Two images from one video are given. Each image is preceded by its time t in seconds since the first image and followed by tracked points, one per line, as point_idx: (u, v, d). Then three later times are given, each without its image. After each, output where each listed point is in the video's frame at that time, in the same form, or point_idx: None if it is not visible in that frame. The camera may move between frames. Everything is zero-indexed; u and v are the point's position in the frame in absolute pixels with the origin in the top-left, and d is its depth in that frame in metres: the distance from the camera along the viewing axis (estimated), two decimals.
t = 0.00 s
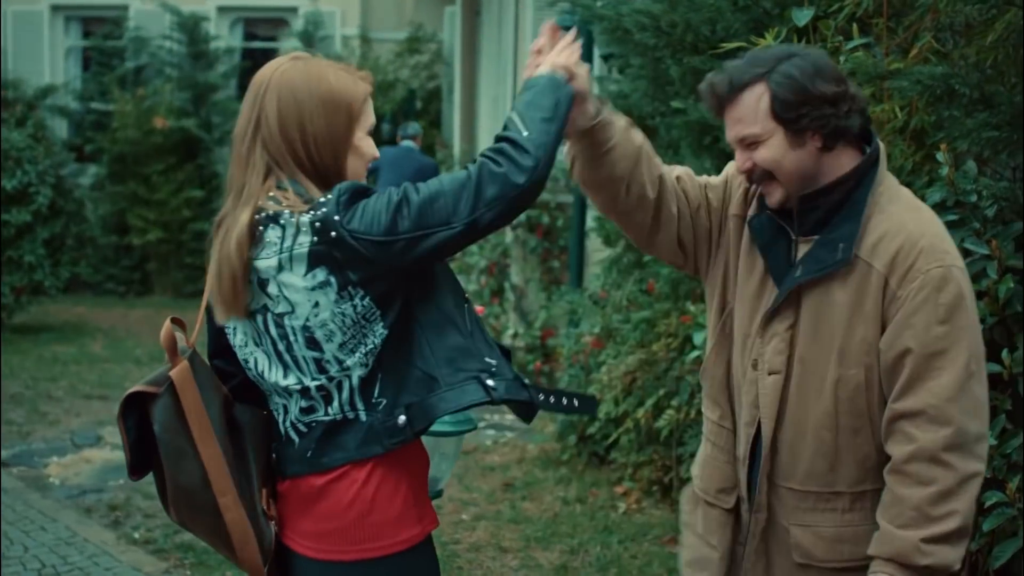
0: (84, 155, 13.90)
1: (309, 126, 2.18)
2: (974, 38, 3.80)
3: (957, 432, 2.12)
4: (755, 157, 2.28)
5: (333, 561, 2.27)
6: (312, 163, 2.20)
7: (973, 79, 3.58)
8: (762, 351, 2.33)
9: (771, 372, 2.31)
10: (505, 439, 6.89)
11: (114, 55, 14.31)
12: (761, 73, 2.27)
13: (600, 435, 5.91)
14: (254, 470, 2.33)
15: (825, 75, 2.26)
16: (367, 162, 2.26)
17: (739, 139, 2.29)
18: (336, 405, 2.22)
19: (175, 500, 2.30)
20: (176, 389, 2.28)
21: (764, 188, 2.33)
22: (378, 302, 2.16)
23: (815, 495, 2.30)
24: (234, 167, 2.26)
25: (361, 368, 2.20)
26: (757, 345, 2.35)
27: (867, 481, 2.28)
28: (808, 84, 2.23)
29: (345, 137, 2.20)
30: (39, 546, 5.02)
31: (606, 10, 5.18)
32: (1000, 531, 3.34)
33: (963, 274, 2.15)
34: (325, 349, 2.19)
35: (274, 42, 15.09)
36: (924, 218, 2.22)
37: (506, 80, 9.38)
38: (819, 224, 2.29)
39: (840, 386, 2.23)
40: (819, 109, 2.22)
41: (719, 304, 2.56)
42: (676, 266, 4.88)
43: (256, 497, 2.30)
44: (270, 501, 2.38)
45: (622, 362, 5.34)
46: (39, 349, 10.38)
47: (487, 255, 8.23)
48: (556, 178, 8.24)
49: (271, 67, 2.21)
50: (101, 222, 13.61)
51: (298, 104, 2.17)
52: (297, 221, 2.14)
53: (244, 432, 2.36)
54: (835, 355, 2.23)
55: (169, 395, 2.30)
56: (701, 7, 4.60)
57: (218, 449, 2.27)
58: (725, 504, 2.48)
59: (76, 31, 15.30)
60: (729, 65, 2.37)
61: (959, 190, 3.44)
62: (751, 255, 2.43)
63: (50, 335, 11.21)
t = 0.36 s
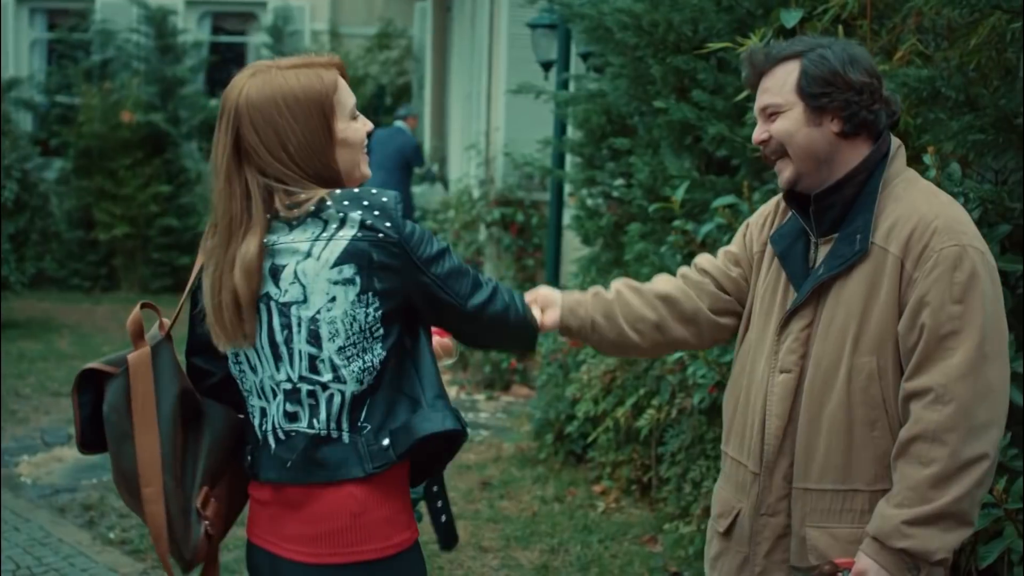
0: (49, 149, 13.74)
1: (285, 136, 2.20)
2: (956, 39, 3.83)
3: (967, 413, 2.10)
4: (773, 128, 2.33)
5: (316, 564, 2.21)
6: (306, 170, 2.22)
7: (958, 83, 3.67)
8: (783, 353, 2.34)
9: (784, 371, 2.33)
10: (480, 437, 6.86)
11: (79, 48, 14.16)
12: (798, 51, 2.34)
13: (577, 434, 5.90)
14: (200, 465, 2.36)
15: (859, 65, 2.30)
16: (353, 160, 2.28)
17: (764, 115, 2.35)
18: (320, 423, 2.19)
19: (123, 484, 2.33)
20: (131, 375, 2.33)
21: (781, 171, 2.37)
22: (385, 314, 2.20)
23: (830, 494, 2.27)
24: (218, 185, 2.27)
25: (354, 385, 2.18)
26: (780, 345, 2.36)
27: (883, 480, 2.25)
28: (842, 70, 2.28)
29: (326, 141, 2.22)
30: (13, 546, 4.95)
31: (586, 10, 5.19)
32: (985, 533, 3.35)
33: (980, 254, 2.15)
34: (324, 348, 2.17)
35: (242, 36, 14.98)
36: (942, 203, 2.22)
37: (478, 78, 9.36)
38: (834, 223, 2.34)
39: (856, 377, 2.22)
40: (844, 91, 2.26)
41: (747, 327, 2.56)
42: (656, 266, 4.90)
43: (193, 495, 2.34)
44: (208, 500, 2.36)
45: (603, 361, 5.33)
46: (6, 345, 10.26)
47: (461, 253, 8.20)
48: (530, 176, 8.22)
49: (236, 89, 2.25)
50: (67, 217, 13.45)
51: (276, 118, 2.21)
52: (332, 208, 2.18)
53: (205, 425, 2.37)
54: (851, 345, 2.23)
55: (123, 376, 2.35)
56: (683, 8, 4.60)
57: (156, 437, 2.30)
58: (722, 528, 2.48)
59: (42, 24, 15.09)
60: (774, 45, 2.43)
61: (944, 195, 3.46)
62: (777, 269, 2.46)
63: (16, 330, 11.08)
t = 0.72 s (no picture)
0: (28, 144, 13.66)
1: (330, 131, 2.23)
2: (943, 42, 3.84)
3: (932, 398, 2.07)
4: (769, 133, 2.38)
5: (296, 559, 2.17)
6: (343, 169, 2.25)
7: (946, 84, 3.66)
8: (770, 350, 2.38)
9: (763, 363, 2.39)
10: (464, 436, 6.85)
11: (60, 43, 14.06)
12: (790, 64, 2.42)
13: (562, 434, 5.89)
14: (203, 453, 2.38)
15: (848, 73, 2.36)
16: (387, 164, 2.31)
17: (762, 124, 2.41)
18: (269, 439, 2.17)
19: (132, 470, 2.35)
20: (147, 355, 2.37)
21: (779, 178, 2.40)
22: (347, 343, 2.11)
23: (816, 490, 2.28)
24: (252, 176, 2.31)
25: (305, 411, 2.13)
26: (767, 340, 2.40)
27: (863, 474, 2.24)
28: (832, 78, 2.34)
29: (365, 144, 2.25)
30: None
31: (574, 9, 5.18)
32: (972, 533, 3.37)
33: (945, 241, 2.13)
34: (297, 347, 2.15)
35: (224, 31, 14.84)
36: (914, 194, 2.22)
37: (462, 75, 9.33)
38: (814, 223, 2.36)
39: (828, 368, 2.24)
40: (833, 95, 2.31)
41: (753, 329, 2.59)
42: (643, 266, 4.90)
43: (200, 476, 2.32)
44: (216, 484, 2.32)
45: (589, 361, 5.32)
46: None
47: (444, 251, 8.19)
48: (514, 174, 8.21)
49: (286, 78, 2.27)
50: (47, 213, 13.36)
51: (327, 110, 2.23)
52: (338, 231, 2.17)
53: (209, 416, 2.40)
54: (821, 337, 2.25)
55: (139, 357, 2.39)
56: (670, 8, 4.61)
57: (169, 419, 2.33)
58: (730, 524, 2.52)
59: (22, 18, 14.88)
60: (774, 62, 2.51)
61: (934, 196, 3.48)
62: (774, 279, 2.50)
63: None
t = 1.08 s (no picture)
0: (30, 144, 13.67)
1: (327, 130, 2.16)
2: (940, 42, 3.84)
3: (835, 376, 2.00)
4: (786, 137, 2.33)
5: (267, 557, 2.16)
6: (334, 170, 2.16)
7: (942, 84, 3.67)
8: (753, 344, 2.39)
9: (746, 356, 2.41)
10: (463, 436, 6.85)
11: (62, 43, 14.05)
12: (814, 70, 2.35)
13: (560, 434, 5.89)
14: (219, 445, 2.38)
15: (873, 86, 2.30)
16: (380, 169, 2.24)
17: (778, 121, 2.35)
18: (220, 434, 2.16)
19: (161, 458, 2.39)
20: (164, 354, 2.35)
21: (793, 180, 2.37)
22: (265, 340, 2.03)
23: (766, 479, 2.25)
24: (251, 173, 2.25)
25: (239, 409, 2.09)
26: (756, 337, 2.39)
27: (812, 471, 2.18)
28: (856, 89, 2.29)
29: (357, 147, 2.18)
30: None
31: (573, 9, 5.17)
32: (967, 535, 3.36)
33: (899, 242, 2.06)
34: (229, 344, 2.11)
35: (225, 31, 14.86)
36: (891, 199, 2.15)
37: (463, 75, 9.33)
38: (807, 225, 2.35)
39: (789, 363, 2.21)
40: (858, 107, 2.26)
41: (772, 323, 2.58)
42: (640, 265, 4.89)
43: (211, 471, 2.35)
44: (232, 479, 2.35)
45: (586, 361, 5.30)
46: None
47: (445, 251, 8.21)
48: (514, 174, 8.21)
49: (287, 73, 2.20)
50: (49, 212, 13.37)
51: (323, 106, 2.16)
52: (280, 236, 2.04)
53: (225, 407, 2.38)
54: (785, 330, 2.24)
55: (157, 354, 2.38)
56: (668, 8, 4.61)
57: (178, 416, 2.30)
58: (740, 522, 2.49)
59: (24, 17, 14.79)
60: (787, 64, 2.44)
61: (928, 196, 3.47)
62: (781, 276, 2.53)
63: None
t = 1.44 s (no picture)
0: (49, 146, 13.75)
1: (317, 142, 2.25)
2: (948, 38, 3.82)
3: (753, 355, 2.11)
4: (810, 151, 2.20)
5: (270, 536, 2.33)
6: (328, 183, 2.25)
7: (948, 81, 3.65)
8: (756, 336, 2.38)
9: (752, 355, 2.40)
10: (475, 436, 6.86)
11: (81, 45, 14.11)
12: (848, 73, 2.16)
13: (572, 433, 5.88)
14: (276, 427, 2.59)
15: (908, 96, 2.15)
16: (381, 173, 2.32)
17: (800, 130, 2.21)
18: (246, 426, 2.36)
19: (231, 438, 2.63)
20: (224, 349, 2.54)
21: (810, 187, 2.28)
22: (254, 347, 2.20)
23: (735, 466, 2.29)
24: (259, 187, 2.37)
25: (252, 404, 2.27)
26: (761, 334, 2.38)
27: (771, 464, 2.20)
28: (888, 99, 2.13)
29: (350, 156, 2.25)
30: (3, 544, 4.94)
31: (580, 7, 5.15)
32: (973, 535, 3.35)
33: (870, 267, 2.06)
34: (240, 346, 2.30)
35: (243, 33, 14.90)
36: (888, 214, 2.13)
37: (477, 75, 9.32)
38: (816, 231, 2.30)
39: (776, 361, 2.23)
40: (891, 128, 2.13)
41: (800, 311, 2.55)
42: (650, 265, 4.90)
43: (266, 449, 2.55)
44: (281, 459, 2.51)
45: (595, 361, 5.29)
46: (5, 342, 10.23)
47: (459, 251, 8.21)
48: (527, 174, 8.21)
49: (283, 89, 2.31)
50: (69, 214, 13.44)
51: (311, 121, 2.25)
52: (263, 249, 2.17)
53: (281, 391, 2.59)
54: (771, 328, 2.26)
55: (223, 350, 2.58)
56: (675, 6, 4.59)
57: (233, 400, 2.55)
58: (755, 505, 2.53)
59: (43, 20, 14.78)
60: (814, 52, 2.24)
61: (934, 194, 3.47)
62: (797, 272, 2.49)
63: (17, 328, 11.05)
